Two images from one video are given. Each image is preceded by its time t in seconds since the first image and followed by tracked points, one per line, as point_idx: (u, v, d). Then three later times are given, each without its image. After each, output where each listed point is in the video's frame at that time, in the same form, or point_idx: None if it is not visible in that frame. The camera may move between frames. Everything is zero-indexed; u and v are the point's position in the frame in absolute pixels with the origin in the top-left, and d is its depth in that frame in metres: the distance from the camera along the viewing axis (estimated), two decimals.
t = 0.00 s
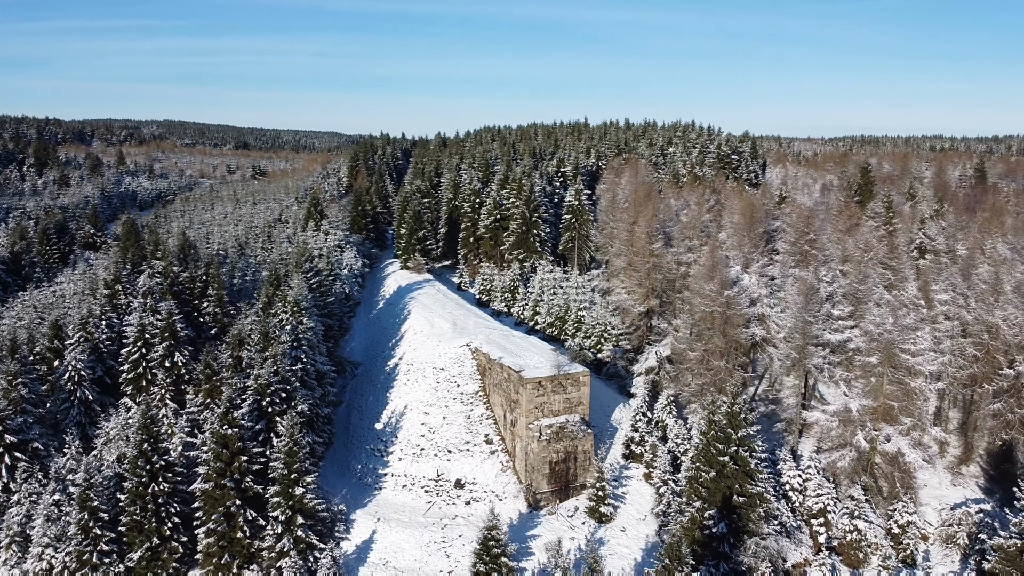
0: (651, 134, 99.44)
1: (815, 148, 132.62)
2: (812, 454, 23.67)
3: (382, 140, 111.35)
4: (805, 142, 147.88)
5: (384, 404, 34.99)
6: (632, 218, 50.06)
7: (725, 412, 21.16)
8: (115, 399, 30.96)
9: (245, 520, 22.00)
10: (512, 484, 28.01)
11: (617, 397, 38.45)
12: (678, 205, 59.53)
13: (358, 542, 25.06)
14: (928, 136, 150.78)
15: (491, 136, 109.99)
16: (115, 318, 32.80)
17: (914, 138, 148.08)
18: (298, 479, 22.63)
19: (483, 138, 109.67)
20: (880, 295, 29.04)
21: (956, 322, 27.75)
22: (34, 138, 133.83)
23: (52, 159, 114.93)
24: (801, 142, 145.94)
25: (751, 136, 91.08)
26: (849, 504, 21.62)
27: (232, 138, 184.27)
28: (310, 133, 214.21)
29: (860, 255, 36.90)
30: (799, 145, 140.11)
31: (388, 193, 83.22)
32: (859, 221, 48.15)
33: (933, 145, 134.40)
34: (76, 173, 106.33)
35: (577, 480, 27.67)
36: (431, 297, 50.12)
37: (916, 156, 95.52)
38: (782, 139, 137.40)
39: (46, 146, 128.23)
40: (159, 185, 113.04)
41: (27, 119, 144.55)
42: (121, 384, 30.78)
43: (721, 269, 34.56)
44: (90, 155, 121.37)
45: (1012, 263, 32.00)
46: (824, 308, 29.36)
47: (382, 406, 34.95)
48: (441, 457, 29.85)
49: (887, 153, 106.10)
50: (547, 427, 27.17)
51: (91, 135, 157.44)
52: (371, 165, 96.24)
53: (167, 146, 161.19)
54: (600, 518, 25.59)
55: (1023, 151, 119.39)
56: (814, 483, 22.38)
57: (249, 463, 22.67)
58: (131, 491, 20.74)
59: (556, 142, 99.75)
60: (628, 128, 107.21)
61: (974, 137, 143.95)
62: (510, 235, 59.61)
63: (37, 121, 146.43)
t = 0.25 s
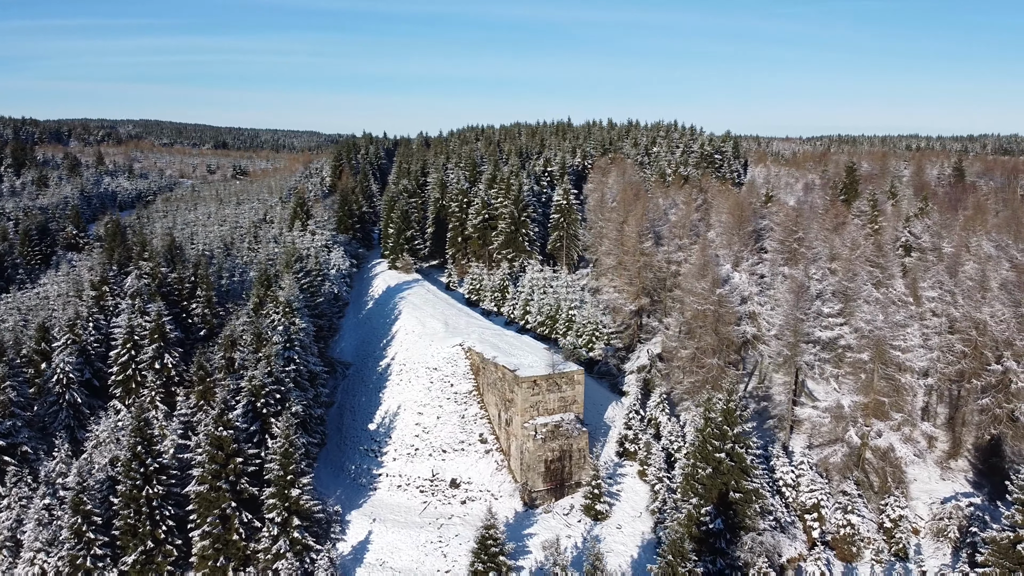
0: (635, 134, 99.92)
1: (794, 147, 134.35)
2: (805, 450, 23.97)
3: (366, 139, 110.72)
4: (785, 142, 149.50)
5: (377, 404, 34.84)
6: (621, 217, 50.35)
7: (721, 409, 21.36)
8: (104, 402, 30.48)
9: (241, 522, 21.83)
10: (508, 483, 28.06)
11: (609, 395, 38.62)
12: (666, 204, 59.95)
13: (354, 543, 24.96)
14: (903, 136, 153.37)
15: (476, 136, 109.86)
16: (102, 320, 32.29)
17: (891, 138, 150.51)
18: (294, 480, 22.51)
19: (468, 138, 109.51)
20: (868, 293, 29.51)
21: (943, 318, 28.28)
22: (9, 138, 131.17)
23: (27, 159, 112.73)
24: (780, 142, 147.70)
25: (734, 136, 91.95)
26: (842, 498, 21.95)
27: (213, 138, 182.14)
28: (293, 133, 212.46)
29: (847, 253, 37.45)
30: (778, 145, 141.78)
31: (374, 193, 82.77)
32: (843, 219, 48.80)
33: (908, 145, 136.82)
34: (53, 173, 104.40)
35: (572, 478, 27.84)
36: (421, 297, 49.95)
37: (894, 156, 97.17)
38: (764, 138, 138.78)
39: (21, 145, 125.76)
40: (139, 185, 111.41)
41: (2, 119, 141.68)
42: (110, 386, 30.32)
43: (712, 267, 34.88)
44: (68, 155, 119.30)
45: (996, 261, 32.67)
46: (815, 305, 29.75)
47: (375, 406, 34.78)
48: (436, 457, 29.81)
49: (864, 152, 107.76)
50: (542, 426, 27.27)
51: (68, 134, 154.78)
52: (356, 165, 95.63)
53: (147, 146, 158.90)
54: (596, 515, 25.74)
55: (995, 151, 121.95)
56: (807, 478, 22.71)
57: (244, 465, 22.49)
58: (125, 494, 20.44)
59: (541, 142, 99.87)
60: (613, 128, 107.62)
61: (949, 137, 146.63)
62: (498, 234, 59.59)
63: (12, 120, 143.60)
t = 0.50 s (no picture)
0: (621, 134, 100.27)
1: (773, 147, 135.45)
2: (798, 447, 24.26)
3: (351, 139, 110.04)
4: (766, 142, 150.92)
5: (370, 405, 34.69)
6: (611, 217, 50.53)
7: (717, 407, 21.59)
8: (93, 405, 30.04)
9: (237, 524, 21.64)
10: (503, 482, 28.10)
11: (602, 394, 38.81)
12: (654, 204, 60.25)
13: (350, 544, 24.89)
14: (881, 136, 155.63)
15: (462, 135, 109.60)
16: (91, 322, 31.81)
17: (870, 138, 152.51)
18: (290, 482, 22.37)
19: (454, 138, 109.28)
20: (859, 291, 29.88)
21: (932, 316, 28.73)
22: None
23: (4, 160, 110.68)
24: (762, 143, 148.98)
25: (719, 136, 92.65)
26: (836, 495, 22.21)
27: (195, 138, 180.12)
28: (276, 133, 210.80)
29: (835, 252, 37.89)
30: (759, 144, 143.07)
31: (361, 193, 82.30)
32: (829, 218, 49.34)
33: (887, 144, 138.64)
34: (31, 174, 102.63)
35: (568, 477, 27.93)
36: (412, 296, 49.76)
37: (875, 155, 98.47)
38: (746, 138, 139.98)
39: None
40: (120, 185, 109.84)
41: None
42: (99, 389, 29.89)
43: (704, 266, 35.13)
44: (46, 156, 117.36)
45: (981, 259, 33.24)
46: (807, 303, 30.08)
47: (369, 407, 34.62)
48: (431, 457, 29.76)
49: (846, 152, 109.08)
50: (538, 425, 27.35)
51: (45, 134, 152.24)
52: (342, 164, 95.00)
53: (127, 146, 156.75)
54: (592, 514, 25.88)
55: (971, 150, 124.05)
56: (801, 475, 23.01)
57: (240, 467, 22.31)
58: (119, 498, 20.18)
59: (528, 142, 99.92)
60: (599, 128, 107.91)
61: (923, 136, 148.50)
62: (488, 234, 59.50)
63: None
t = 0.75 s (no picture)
0: (607, 134, 100.62)
1: (754, 147, 136.54)
2: (791, 444, 24.58)
3: (336, 138, 109.31)
4: (747, 142, 152.21)
5: (364, 406, 34.51)
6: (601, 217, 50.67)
7: (714, 405, 21.78)
8: (82, 408, 29.59)
9: (232, 527, 21.48)
10: (499, 482, 28.13)
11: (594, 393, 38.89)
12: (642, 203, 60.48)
13: (346, 545, 24.78)
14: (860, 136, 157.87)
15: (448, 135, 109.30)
16: (79, 324, 31.31)
17: (849, 138, 154.55)
18: (287, 484, 22.24)
19: (440, 138, 109.05)
20: (849, 289, 30.28)
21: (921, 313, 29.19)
22: None
23: None
24: (743, 143, 150.33)
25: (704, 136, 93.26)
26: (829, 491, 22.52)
27: (177, 138, 178.06)
28: (260, 133, 209.10)
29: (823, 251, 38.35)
30: (741, 144, 144.37)
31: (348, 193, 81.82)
32: (815, 217, 49.85)
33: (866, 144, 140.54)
34: (9, 174, 100.86)
35: (563, 476, 28.04)
36: (403, 297, 49.56)
37: (856, 155, 99.78)
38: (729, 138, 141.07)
39: None
40: (101, 186, 108.26)
41: None
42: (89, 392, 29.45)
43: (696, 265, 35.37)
44: (24, 156, 115.38)
45: (967, 258, 33.85)
46: (799, 302, 30.40)
47: (362, 408, 34.45)
48: (426, 458, 29.69)
49: (828, 151, 110.38)
50: (534, 425, 27.39)
51: (22, 134, 149.64)
52: (328, 164, 94.32)
53: (107, 146, 154.59)
54: (588, 512, 25.98)
55: (948, 149, 126.14)
56: (794, 472, 23.39)
57: (235, 469, 22.12)
58: (113, 502, 19.93)
59: (515, 141, 99.95)
60: (585, 128, 108.17)
61: (901, 136, 150.70)
62: (478, 234, 59.39)
63: None
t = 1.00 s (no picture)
0: (593, 134, 100.97)
1: (736, 146, 137.49)
2: (784, 441, 24.83)
3: (322, 138, 108.55)
4: (728, 142, 153.62)
5: (357, 406, 34.32)
6: (591, 216, 50.82)
7: (710, 403, 22.00)
8: (71, 411, 29.15)
9: (228, 529, 21.29)
10: (495, 481, 28.20)
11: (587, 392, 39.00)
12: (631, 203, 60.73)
13: (343, 547, 24.69)
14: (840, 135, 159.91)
15: (434, 135, 109.05)
16: (67, 325, 30.83)
17: (828, 138, 156.28)
18: (283, 485, 22.08)
19: (427, 138, 108.75)
20: (839, 287, 30.67)
21: (910, 311, 29.64)
22: None
23: None
24: (724, 143, 151.47)
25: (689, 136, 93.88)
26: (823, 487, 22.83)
27: (158, 138, 175.95)
28: (243, 133, 207.18)
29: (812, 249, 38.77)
30: (724, 144, 145.54)
31: (335, 193, 81.30)
32: (801, 216, 50.38)
33: (847, 143, 142.32)
34: None
35: (559, 475, 28.17)
36: (394, 296, 49.34)
37: (838, 154, 100.99)
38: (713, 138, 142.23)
39: None
40: (81, 186, 106.64)
41: None
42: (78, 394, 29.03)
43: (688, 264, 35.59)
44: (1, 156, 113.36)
45: (953, 256, 34.44)
46: (790, 300, 30.73)
47: (355, 408, 34.25)
48: (421, 458, 29.64)
49: (810, 151, 111.60)
50: (529, 424, 27.46)
51: None
52: (314, 164, 93.66)
53: (87, 146, 152.40)
54: (584, 511, 26.12)
55: (927, 148, 128.21)
56: (788, 468, 23.63)
57: (230, 471, 21.95)
58: (107, 505, 19.70)
59: (502, 141, 99.94)
60: (570, 128, 108.43)
61: (880, 137, 153.08)
62: (467, 234, 59.25)
63: None
